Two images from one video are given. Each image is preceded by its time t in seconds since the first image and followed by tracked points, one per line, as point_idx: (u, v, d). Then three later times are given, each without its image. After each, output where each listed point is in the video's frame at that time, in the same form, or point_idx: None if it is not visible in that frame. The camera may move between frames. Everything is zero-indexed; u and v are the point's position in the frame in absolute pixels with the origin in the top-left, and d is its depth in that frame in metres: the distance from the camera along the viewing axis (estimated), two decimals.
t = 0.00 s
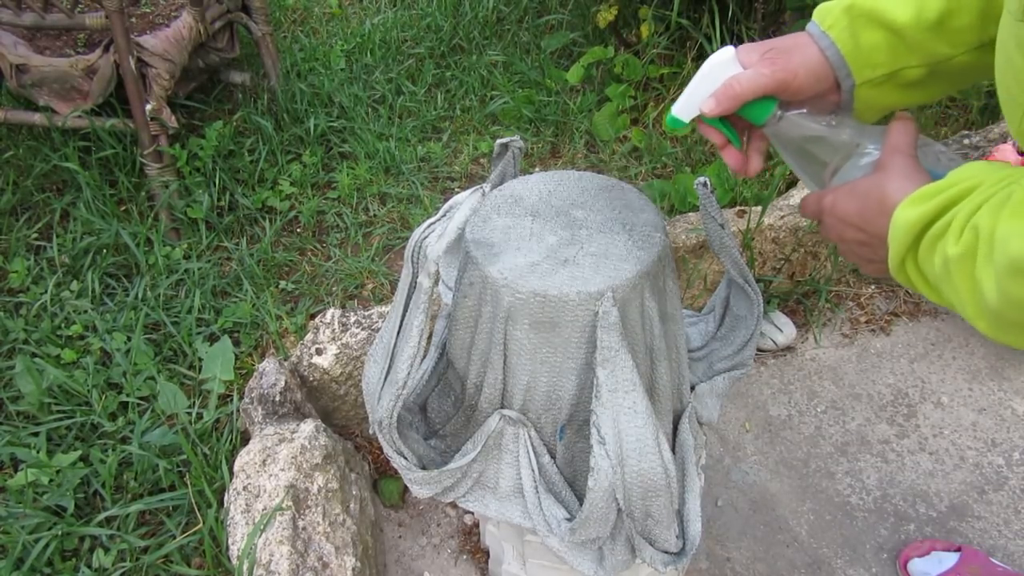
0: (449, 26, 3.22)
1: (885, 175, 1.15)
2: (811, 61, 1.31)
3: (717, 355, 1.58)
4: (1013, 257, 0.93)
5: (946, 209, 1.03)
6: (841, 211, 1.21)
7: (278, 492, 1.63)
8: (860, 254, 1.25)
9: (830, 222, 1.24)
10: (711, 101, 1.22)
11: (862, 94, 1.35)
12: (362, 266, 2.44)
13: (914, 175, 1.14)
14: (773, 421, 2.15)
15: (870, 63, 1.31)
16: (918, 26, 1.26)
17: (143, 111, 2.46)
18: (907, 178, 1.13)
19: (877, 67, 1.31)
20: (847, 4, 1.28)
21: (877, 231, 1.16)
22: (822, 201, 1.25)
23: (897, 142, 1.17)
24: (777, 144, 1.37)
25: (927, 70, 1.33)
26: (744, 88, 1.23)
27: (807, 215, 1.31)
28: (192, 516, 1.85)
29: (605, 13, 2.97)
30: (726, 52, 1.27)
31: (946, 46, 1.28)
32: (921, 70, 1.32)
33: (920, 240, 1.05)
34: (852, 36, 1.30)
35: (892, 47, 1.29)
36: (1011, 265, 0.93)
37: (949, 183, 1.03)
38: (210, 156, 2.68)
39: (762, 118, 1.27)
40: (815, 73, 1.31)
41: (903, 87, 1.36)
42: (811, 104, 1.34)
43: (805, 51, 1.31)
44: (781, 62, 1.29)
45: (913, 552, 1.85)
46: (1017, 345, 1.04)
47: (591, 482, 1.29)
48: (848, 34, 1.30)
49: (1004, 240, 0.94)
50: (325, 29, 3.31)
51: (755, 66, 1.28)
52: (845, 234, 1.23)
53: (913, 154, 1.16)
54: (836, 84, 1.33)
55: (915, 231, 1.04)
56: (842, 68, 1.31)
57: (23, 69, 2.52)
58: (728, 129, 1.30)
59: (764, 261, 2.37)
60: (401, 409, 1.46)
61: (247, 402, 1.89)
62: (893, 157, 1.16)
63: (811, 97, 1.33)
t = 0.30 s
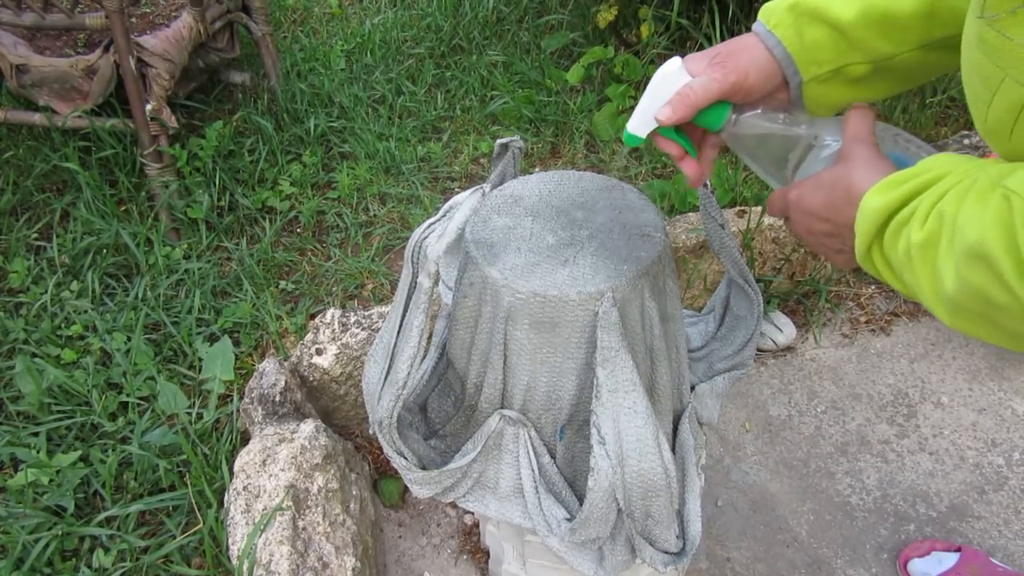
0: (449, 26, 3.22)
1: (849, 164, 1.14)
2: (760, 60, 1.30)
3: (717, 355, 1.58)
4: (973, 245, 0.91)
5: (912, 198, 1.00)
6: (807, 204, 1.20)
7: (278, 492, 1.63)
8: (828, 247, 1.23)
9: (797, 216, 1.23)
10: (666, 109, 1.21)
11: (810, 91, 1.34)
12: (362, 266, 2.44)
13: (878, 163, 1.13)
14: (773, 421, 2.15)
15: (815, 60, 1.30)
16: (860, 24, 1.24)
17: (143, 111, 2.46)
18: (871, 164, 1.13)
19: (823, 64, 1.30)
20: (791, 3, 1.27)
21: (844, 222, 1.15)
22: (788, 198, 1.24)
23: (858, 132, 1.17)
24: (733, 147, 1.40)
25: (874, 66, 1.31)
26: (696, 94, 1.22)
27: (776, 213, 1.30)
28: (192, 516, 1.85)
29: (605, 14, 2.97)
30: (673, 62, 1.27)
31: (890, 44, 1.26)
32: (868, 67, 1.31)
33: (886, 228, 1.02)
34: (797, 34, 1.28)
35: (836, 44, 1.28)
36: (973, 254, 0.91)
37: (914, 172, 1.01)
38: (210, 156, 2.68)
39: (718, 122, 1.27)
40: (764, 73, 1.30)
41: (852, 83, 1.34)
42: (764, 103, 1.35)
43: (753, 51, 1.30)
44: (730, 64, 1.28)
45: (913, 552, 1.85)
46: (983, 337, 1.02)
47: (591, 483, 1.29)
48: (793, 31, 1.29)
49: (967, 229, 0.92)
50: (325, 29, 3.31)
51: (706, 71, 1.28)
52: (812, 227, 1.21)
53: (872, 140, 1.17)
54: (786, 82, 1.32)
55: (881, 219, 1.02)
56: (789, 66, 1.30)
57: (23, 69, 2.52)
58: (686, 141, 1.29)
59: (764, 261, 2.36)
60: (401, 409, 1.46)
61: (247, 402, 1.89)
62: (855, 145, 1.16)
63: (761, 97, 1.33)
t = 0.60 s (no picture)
0: (449, 26, 3.22)
1: (811, 156, 1.14)
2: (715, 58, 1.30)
3: (717, 355, 1.58)
4: (924, 216, 0.90)
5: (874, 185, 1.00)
6: (772, 194, 1.19)
7: (278, 492, 1.63)
8: (792, 237, 1.23)
9: (762, 206, 1.23)
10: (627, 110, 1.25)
11: (769, 91, 1.33)
12: (362, 266, 2.44)
13: (840, 155, 1.13)
14: (774, 421, 2.15)
15: (774, 62, 1.29)
16: (819, 24, 1.25)
17: (143, 111, 2.46)
18: (834, 155, 1.14)
19: (782, 65, 1.30)
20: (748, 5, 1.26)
21: (807, 212, 1.15)
22: (753, 189, 1.24)
23: (820, 123, 1.19)
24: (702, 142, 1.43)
25: (831, 68, 1.31)
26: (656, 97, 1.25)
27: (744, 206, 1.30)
28: (192, 517, 1.85)
29: (605, 14, 2.97)
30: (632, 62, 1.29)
31: (848, 43, 1.27)
32: (826, 67, 1.31)
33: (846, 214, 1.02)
34: (754, 36, 1.28)
35: (794, 45, 1.28)
36: (921, 225, 0.91)
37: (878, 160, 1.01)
38: (210, 156, 2.68)
39: (680, 119, 1.30)
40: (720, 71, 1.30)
41: (811, 84, 1.34)
42: (722, 100, 1.36)
43: (708, 50, 1.30)
44: (686, 66, 1.29)
45: (913, 552, 1.85)
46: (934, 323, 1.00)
47: (591, 483, 1.29)
48: (751, 34, 1.28)
49: (918, 203, 0.91)
50: (325, 29, 3.31)
51: (665, 72, 1.30)
52: (777, 217, 1.21)
53: (834, 132, 1.18)
54: (744, 80, 1.32)
55: (841, 204, 1.01)
56: (746, 66, 1.30)
57: (23, 69, 2.52)
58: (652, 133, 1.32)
59: (764, 261, 2.36)
60: (401, 409, 1.46)
61: (247, 402, 1.89)
62: (818, 136, 1.17)
63: (720, 93, 1.34)
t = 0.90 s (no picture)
0: (449, 26, 3.21)
1: (778, 144, 1.15)
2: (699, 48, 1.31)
3: (717, 355, 1.58)
4: (874, 170, 0.90)
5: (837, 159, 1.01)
6: (739, 180, 1.20)
7: (278, 492, 1.63)
8: (755, 224, 1.24)
9: (731, 192, 1.24)
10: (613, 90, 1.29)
11: (755, 78, 1.35)
12: (362, 266, 2.44)
13: (807, 146, 1.14)
14: (774, 421, 2.15)
15: (758, 51, 1.31)
16: (799, 17, 1.25)
17: (143, 110, 2.46)
18: (799, 148, 1.13)
19: (765, 54, 1.31)
20: None
21: (769, 199, 1.16)
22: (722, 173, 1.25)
23: (793, 115, 1.17)
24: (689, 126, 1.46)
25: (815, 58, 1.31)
26: (640, 78, 1.27)
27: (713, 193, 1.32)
28: (192, 517, 1.85)
29: (605, 13, 2.98)
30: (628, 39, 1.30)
31: (827, 35, 1.27)
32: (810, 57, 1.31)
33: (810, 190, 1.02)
34: (738, 25, 1.29)
35: (775, 36, 1.28)
36: (870, 181, 0.91)
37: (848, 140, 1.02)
38: (210, 156, 2.68)
39: (664, 100, 1.31)
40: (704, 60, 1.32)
41: (797, 73, 1.34)
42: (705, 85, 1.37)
43: (695, 39, 1.32)
44: (672, 51, 1.31)
45: (913, 552, 1.85)
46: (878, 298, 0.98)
47: (591, 483, 1.29)
48: (735, 24, 1.29)
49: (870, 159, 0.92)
50: (325, 29, 3.31)
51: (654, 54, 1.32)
52: (744, 203, 1.22)
53: (806, 126, 1.16)
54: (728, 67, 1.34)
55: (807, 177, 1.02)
56: (731, 55, 1.32)
57: (23, 69, 2.52)
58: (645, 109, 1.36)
59: (764, 261, 2.36)
60: (401, 409, 1.46)
61: (247, 402, 1.89)
62: (787, 128, 1.16)
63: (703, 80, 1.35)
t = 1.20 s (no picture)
0: (449, 26, 3.22)
1: (827, 145, 1.14)
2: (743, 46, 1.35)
3: (716, 355, 1.58)
4: (887, 198, 0.92)
5: (851, 174, 1.01)
6: (785, 178, 1.20)
7: (278, 492, 1.63)
8: (801, 220, 1.24)
9: (777, 188, 1.23)
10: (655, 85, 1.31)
11: (798, 75, 1.40)
12: (362, 266, 2.44)
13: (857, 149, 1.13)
14: (774, 421, 2.15)
15: (802, 49, 1.36)
16: (845, 16, 1.30)
17: (143, 110, 2.46)
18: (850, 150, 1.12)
19: (809, 52, 1.36)
20: None
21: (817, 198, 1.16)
22: (769, 170, 1.25)
23: (842, 113, 1.16)
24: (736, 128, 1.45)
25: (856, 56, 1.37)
26: (684, 73, 1.30)
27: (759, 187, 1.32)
28: (192, 517, 1.85)
29: (605, 14, 2.98)
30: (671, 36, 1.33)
31: (871, 35, 1.32)
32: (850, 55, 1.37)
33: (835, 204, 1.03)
34: (785, 23, 1.34)
35: (820, 34, 1.33)
36: (883, 206, 0.93)
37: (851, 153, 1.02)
38: (210, 156, 2.68)
39: (708, 97, 1.33)
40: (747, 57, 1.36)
41: (837, 70, 1.40)
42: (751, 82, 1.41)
43: (739, 37, 1.35)
44: (715, 48, 1.34)
45: (913, 552, 1.85)
46: (902, 310, 1.02)
47: (591, 483, 1.29)
48: (781, 21, 1.33)
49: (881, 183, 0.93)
50: (325, 29, 3.31)
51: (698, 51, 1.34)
52: (789, 200, 1.22)
53: (855, 126, 1.15)
54: (772, 65, 1.39)
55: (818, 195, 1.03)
56: (776, 52, 1.36)
57: (23, 69, 2.52)
58: (689, 108, 1.39)
59: (764, 261, 2.36)
60: (401, 409, 1.46)
61: (247, 402, 1.89)
62: (836, 128, 1.15)
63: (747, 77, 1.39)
